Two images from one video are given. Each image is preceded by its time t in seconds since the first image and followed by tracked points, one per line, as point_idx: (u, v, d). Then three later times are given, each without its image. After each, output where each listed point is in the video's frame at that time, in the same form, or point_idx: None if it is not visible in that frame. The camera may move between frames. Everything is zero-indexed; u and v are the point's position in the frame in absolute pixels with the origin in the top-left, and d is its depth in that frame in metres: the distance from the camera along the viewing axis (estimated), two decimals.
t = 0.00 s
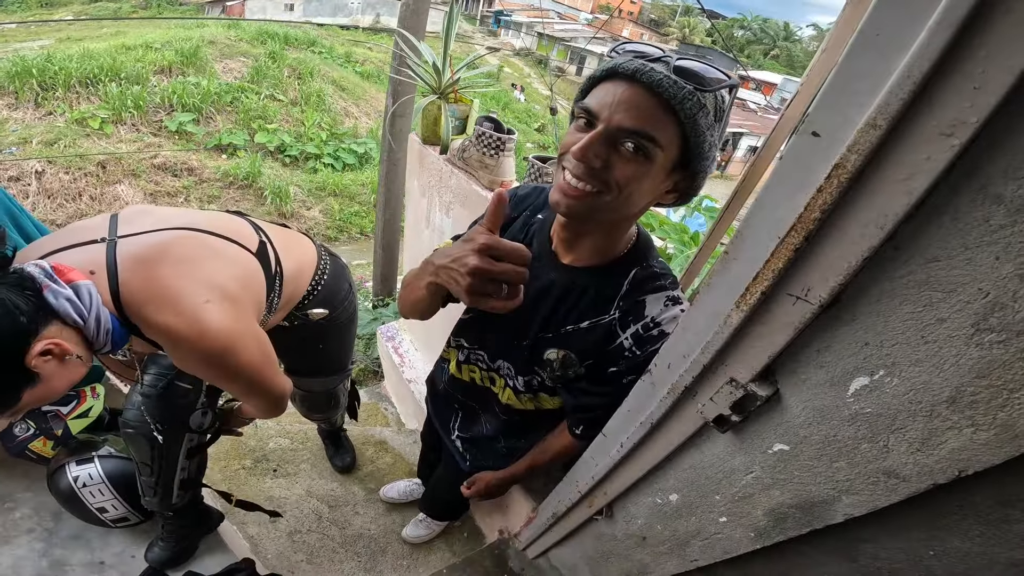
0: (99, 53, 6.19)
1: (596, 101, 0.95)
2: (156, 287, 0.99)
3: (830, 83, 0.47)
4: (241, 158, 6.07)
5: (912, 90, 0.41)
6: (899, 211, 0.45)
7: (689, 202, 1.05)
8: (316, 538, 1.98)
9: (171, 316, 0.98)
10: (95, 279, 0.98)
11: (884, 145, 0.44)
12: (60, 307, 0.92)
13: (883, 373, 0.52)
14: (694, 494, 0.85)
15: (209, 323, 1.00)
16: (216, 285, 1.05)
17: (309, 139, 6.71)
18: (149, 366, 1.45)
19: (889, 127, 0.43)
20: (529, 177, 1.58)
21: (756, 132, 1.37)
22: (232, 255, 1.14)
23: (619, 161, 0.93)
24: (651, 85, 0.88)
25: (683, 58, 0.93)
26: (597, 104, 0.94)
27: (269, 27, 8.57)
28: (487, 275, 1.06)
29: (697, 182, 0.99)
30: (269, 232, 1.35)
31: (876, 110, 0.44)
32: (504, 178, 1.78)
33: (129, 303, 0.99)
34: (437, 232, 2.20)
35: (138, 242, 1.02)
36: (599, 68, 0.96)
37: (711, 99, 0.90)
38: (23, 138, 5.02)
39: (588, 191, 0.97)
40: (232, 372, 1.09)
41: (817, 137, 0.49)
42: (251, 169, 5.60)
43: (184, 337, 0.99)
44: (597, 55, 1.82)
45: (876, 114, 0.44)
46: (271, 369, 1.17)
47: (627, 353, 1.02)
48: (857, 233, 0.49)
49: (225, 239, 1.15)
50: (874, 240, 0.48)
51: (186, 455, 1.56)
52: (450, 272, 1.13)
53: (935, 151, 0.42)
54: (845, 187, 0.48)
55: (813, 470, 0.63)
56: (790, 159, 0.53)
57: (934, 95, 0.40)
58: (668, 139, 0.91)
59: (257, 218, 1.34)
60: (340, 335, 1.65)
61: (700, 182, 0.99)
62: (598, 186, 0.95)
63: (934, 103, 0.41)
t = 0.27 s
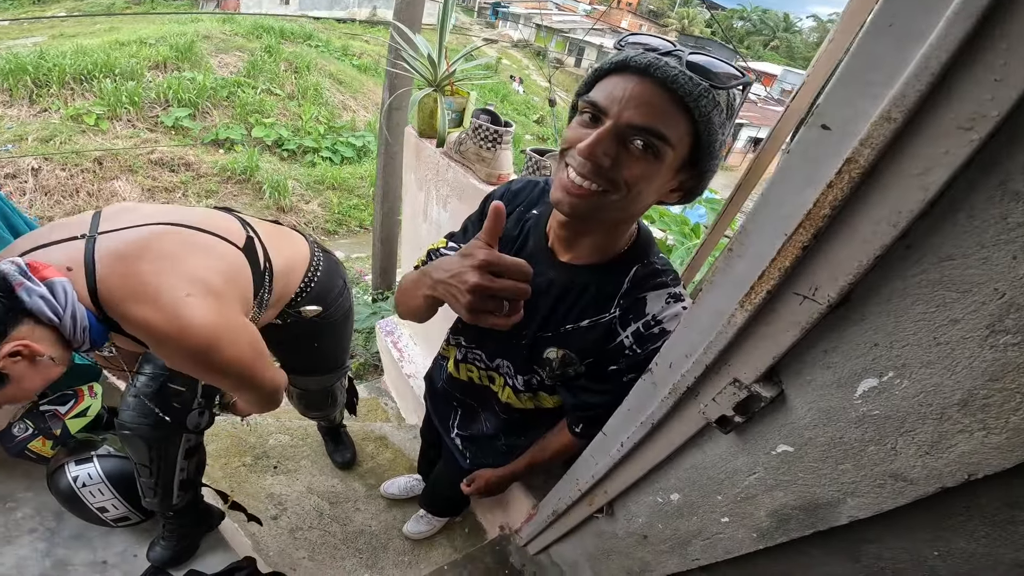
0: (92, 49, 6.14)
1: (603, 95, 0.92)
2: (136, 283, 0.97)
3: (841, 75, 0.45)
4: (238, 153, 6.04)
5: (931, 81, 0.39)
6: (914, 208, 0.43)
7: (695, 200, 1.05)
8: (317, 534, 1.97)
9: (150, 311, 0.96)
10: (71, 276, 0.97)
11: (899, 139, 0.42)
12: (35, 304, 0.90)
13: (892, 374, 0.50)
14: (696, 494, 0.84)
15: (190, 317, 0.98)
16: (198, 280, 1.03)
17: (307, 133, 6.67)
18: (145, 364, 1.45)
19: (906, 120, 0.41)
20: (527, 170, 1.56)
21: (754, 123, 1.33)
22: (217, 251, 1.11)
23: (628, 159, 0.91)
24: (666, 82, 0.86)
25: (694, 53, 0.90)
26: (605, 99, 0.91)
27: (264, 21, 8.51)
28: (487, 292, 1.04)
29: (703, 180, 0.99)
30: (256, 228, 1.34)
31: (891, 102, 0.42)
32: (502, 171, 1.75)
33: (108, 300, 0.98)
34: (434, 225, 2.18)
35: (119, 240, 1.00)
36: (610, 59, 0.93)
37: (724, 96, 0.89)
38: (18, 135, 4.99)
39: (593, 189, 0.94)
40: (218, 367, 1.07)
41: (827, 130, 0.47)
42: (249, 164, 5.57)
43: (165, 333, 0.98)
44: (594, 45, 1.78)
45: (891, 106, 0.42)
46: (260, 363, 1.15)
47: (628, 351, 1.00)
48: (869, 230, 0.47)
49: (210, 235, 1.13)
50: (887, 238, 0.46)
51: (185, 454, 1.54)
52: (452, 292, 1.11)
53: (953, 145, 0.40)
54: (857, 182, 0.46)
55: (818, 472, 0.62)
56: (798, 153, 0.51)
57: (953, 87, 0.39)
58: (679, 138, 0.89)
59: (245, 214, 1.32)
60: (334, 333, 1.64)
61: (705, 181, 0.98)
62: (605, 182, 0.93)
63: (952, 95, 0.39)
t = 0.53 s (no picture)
0: (88, 45, 6.09)
1: (604, 81, 0.88)
2: (111, 264, 0.94)
3: (864, 55, 0.42)
4: (237, 147, 5.99)
5: (963, 64, 0.36)
6: (943, 196, 0.41)
7: (701, 188, 1.02)
8: (319, 531, 1.96)
9: (123, 289, 0.93)
10: (47, 256, 0.95)
11: (928, 124, 0.40)
12: (5, 284, 0.89)
13: (914, 371, 0.48)
14: (703, 492, 0.82)
15: (164, 294, 0.93)
16: (179, 260, 0.99)
17: (305, 127, 6.62)
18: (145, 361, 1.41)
19: (936, 105, 0.39)
20: (527, 160, 1.53)
21: (756, 114, 1.28)
22: (203, 235, 1.07)
23: (634, 150, 0.88)
24: (673, 66, 0.83)
25: (699, 35, 0.88)
26: (607, 85, 0.88)
27: (260, 14, 8.43)
28: (486, 296, 1.01)
29: (711, 169, 0.96)
30: (250, 218, 1.32)
31: (920, 86, 0.39)
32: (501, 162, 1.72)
33: (85, 282, 0.95)
34: (433, 217, 2.15)
35: (100, 223, 0.98)
36: (610, 41, 0.90)
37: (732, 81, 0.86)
38: (14, 132, 4.95)
39: (593, 177, 0.91)
40: (202, 349, 1.00)
41: (847, 115, 0.45)
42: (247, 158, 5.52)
43: (139, 312, 0.93)
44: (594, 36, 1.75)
45: (919, 90, 0.39)
46: (253, 344, 1.07)
47: (633, 347, 0.98)
48: (894, 220, 0.44)
49: (197, 220, 1.10)
50: (913, 229, 0.43)
51: (187, 453, 1.51)
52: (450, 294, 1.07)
53: (986, 131, 0.37)
54: (881, 170, 0.43)
55: (832, 472, 0.60)
56: (817, 139, 0.48)
57: (987, 71, 0.36)
58: (686, 125, 0.86)
59: (238, 202, 1.30)
60: (333, 326, 1.61)
61: (714, 170, 0.95)
62: (608, 173, 0.90)
63: (986, 78, 0.36)
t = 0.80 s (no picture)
0: (83, 41, 6.05)
1: (598, 74, 0.86)
2: (94, 244, 0.91)
3: (887, 38, 0.40)
4: (236, 141, 5.96)
5: (994, 48, 0.34)
6: (970, 187, 0.39)
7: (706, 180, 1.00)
8: (322, 527, 1.96)
9: (103, 270, 0.90)
10: (30, 239, 0.92)
11: (956, 111, 0.38)
12: None
13: (934, 369, 0.47)
14: (709, 491, 0.80)
15: (146, 275, 0.90)
16: (165, 247, 0.96)
17: (304, 120, 6.58)
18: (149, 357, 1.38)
19: (965, 92, 0.36)
20: (528, 151, 1.50)
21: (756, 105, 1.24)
22: (193, 227, 1.06)
23: (630, 147, 0.86)
24: (672, 57, 0.80)
25: (701, 17, 0.85)
26: (601, 79, 0.85)
27: (256, 7, 8.36)
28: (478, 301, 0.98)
29: (716, 161, 0.94)
30: (248, 210, 1.29)
31: (948, 71, 0.37)
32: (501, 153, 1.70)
33: (62, 264, 0.91)
34: (433, 209, 2.13)
35: (87, 208, 0.96)
36: (603, 30, 0.87)
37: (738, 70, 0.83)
38: (12, 128, 4.93)
39: (589, 171, 0.89)
40: (174, 341, 0.94)
41: (868, 102, 0.43)
42: (246, 152, 5.50)
43: (116, 295, 0.89)
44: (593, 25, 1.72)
45: (947, 76, 0.37)
46: (231, 343, 0.99)
47: (638, 343, 0.97)
48: (918, 211, 0.43)
49: (191, 212, 1.08)
50: (938, 220, 0.42)
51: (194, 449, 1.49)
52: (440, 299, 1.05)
53: (1017, 119, 0.35)
54: (905, 159, 0.41)
55: (844, 471, 0.59)
56: (835, 127, 0.46)
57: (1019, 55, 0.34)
58: (687, 116, 0.84)
59: (235, 194, 1.29)
60: (334, 320, 1.60)
61: (719, 162, 0.93)
62: (603, 168, 0.88)
63: (1018, 64, 0.34)
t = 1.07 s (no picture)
0: (84, 41, 6.05)
1: (604, 71, 0.85)
2: (80, 242, 0.89)
3: (903, 36, 0.39)
4: (236, 141, 5.95)
5: (1015, 48, 0.34)
6: (989, 188, 0.38)
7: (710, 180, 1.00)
8: (323, 527, 1.95)
9: (85, 268, 0.87)
10: (19, 236, 0.92)
11: (976, 111, 0.37)
12: None
13: (946, 373, 0.47)
14: (715, 493, 0.80)
15: (127, 275, 0.87)
16: (153, 246, 0.93)
17: (305, 119, 6.58)
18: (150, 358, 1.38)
19: (985, 92, 0.36)
20: (530, 150, 1.50)
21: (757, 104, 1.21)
22: (186, 227, 1.03)
23: (637, 147, 0.85)
24: (682, 54, 0.79)
25: (708, 15, 0.84)
26: (608, 77, 0.84)
27: (256, 7, 8.35)
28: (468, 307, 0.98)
29: (723, 161, 0.93)
30: (247, 210, 1.29)
31: (967, 71, 0.36)
32: (502, 152, 1.69)
33: (50, 262, 0.90)
34: (434, 209, 2.12)
35: (76, 206, 0.94)
36: (609, 26, 0.85)
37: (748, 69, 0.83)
38: (12, 128, 4.92)
39: (594, 170, 0.87)
40: (155, 343, 0.90)
41: (883, 101, 0.42)
42: (246, 151, 5.49)
43: (98, 294, 0.86)
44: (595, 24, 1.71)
45: (967, 76, 0.37)
46: (217, 345, 0.95)
47: (644, 345, 0.96)
48: (934, 213, 0.42)
49: (186, 212, 1.06)
50: (955, 222, 0.41)
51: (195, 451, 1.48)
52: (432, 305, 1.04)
53: None
54: (923, 160, 0.41)
55: (854, 474, 0.58)
56: (848, 126, 0.45)
57: None
58: (696, 114, 0.83)
59: (235, 194, 1.28)
60: (336, 322, 1.60)
61: (726, 162, 0.92)
62: (609, 168, 0.87)
63: None
